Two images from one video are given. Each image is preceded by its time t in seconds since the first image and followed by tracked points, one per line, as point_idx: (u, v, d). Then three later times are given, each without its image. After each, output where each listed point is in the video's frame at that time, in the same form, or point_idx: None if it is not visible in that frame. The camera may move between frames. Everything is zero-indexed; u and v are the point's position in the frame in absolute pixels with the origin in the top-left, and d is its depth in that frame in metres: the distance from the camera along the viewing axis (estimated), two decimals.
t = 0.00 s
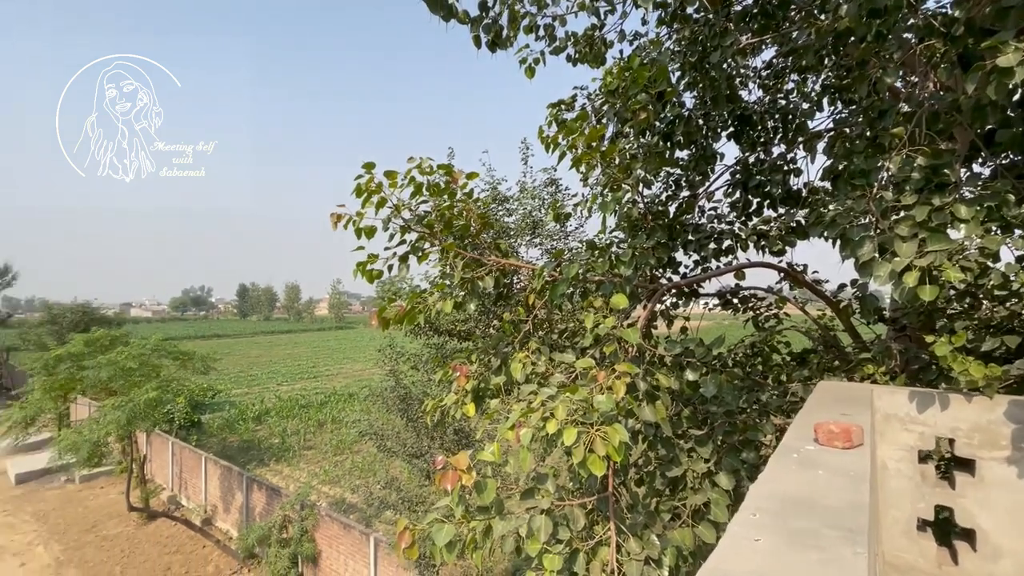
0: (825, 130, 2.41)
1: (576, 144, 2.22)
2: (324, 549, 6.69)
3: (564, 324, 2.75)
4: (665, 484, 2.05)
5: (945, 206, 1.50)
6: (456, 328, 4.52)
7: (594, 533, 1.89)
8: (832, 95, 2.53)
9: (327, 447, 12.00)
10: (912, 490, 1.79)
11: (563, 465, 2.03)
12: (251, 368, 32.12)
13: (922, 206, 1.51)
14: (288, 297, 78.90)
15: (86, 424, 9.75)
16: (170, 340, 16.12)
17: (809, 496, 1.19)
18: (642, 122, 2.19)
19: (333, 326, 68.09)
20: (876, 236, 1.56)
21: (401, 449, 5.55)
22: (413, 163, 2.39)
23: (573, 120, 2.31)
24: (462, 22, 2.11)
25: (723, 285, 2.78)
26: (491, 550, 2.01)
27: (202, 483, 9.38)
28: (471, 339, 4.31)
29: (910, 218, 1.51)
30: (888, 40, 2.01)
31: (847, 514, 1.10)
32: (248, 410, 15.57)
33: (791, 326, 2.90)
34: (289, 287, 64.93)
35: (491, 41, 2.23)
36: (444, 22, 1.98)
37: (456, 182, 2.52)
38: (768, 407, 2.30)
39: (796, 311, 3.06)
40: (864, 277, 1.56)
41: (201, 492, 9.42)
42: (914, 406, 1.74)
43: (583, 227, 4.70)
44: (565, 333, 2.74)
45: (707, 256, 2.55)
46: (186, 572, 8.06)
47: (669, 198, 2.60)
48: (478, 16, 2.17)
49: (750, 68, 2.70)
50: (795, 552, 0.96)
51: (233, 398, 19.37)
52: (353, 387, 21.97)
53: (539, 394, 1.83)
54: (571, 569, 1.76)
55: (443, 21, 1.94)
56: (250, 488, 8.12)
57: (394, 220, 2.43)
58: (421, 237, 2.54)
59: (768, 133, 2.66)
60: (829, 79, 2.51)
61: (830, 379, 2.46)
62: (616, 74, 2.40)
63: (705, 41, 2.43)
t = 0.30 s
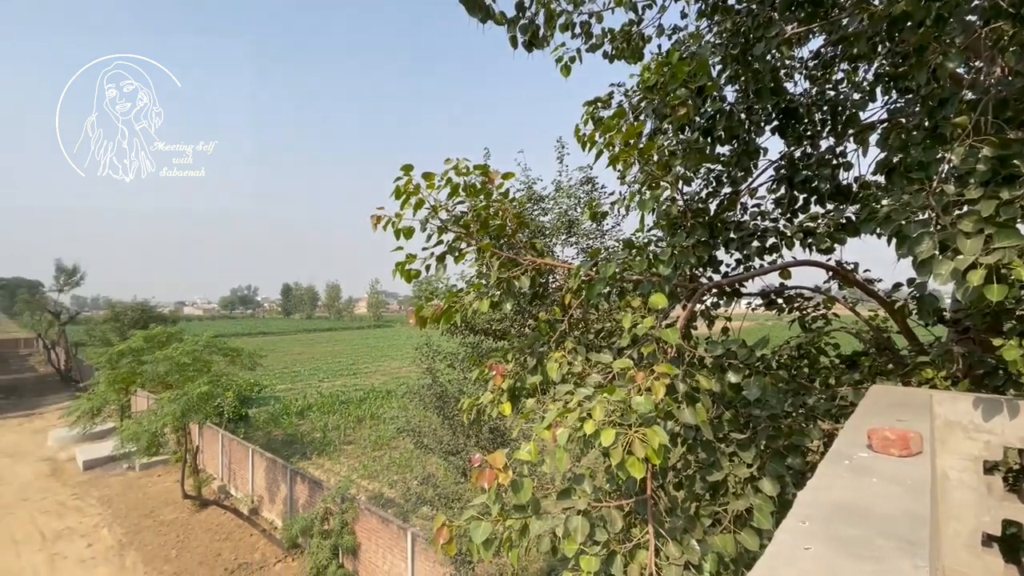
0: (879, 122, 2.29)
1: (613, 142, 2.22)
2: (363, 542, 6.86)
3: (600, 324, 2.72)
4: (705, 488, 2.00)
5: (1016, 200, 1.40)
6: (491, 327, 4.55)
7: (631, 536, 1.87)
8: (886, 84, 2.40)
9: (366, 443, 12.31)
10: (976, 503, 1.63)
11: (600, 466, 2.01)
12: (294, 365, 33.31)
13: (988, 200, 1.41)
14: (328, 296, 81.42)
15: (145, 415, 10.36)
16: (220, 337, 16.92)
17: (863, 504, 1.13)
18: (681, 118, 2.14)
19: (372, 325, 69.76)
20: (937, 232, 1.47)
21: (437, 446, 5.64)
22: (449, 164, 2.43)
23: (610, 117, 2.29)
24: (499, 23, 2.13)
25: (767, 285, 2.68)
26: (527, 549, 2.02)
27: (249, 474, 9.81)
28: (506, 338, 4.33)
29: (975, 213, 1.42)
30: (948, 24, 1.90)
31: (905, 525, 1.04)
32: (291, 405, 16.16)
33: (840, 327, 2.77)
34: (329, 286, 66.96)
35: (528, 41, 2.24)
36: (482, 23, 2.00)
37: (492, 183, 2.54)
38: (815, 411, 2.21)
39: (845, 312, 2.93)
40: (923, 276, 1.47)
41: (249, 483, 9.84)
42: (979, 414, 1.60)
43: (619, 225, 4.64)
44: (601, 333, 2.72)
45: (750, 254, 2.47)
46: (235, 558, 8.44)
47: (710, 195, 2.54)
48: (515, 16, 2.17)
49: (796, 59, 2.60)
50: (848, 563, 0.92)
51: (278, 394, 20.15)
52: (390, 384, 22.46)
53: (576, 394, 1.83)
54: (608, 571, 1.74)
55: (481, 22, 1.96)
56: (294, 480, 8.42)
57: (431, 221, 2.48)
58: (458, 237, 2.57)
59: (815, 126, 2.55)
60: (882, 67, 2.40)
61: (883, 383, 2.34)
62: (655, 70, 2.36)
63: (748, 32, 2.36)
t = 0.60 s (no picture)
0: (929, 113, 2.18)
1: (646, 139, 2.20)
2: (394, 538, 6.98)
3: (632, 324, 2.70)
4: (741, 493, 1.95)
5: None
6: (521, 326, 4.56)
7: (665, 540, 1.84)
8: (937, 73, 2.28)
9: (398, 440, 12.52)
10: None
11: (632, 468, 1.99)
12: (329, 362, 34.18)
13: None
14: (361, 295, 83.28)
15: (190, 409, 10.83)
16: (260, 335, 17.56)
17: (915, 514, 1.08)
18: (717, 114, 2.09)
19: (403, 324, 70.88)
20: (995, 229, 1.39)
21: (468, 444, 5.69)
22: (480, 165, 2.45)
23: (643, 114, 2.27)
24: (530, 23, 2.13)
25: (807, 284, 2.59)
26: (558, 549, 2.02)
27: (286, 468, 10.12)
28: (536, 337, 4.34)
29: None
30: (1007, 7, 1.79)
31: (961, 536, 0.99)
32: (326, 401, 16.63)
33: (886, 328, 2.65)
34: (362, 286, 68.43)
35: (559, 40, 2.23)
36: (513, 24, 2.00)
37: (523, 182, 2.55)
38: (858, 416, 2.13)
39: (892, 312, 2.79)
40: (980, 275, 1.39)
41: (286, 477, 10.16)
42: None
43: (652, 224, 4.57)
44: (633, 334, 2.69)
45: (789, 253, 2.40)
46: (273, 549, 8.73)
47: (746, 192, 2.47)
48: (546, 15, 2.17)
49: (838, 49, 2.50)
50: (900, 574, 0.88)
51: (314, 390, 20.73)
52: (421, 382, 22.83)
53: (608, 395, 1.81)
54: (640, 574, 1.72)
55: (512, 23, 1.97)
56: (329, 474, 8.65)
57: (463, 221, 2.50)
58: (488, 237, 2.58)
59: (860, 118, 2.44)
60: (933, 55, 2.28)
61: (934, 387, 2.23)
62: (689, 65, 2.31)
63: (787, 23, 2.28)
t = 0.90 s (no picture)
0: (986, 102, 2.05)
1: (679, 137, 2.14)
2: (426, 534, 7.07)
3: (665, 324, 2.66)
4: (779, 499, 1.89)
5: None
6: (551, 326, 4.55)
7: (698, 544, 1.80)
8: (993, 59, 2.15)
9: (428, 437, 12.69)
10: None
11: (665, 470, 1.95)
12: (362, 360, 34.95)
13: None
14: (392, 294, 84.76)
15: (231, 404, 11.26)
16: (296, 333, 18.12)
17: (969, 525, 1.03)
18: (754, 108, 2.03)
19: (433, 323, 71.79)
20: None
21: (497, 442, 5.72)
22: (511, 165, 2.46)
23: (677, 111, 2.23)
24: (562, 22, 2.12)
25: (850, 283, 2.48)
26: (589, 550, 2.00)
27: (321, 463, 10.40)
28: (566, 337, 4.33)
29: None
30: None
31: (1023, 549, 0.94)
32: (359, 398, 17.02)
33: (936, 330, 2.52)
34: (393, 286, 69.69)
35: (591, 38, 2.21)
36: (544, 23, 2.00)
37: (553, 182, 2.55)
38: (906, 422, 2.03)
39: (942, 312, 2.66)
40: None
41: (321, 471, 10.44)
42: None
43: (685, 222, 4.49)
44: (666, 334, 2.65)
45: (831, 251, 2.31)
46: (309, 541, 8.99)
47: (785, 188, 2.39)
48: (578, 13, 2.16)
49: (884, 37, 2.39)
50: None
51: (347, 387, 21.23)
52: (451, 380, 23.10)
53: (640, 395, 1.79)
54: None
55: (544, 22, 1.97)
56: (362, 470, 8.84)
57: (493, 220, 2.52)
58: (519, 237, 2.59)
59: (907, 110, 2.33)
60: (989, 41, 2.15)
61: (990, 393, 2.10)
62: (724, 59, 2.26)
63: (829, 12, 2.19)
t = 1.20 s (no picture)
0: None
1: (720, 131, 2.09)
2: (460, 530, 7.15)
3: (704, 324, 2.60)
4: (825, 507, 1.81)
5: None
6: (586, 326, 4.52)
7: (740, 551, 1.75)
8: None
9: (463, 436, 12.82)
10: None
11: (704, 474, 1.91)
12: (398, 358, 35.64)
13: None
14: (427, 293, 86.09)
15: (276, 399, 11.70)
16: (336, 331, 18.66)
17: None
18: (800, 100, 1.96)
19: (467, 321, 72.46)
20: None
21: (532, 442, 5.72)
22: (546, 164, 2.46)
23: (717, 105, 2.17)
24: (599, 19, 2.10)
25: (904, 282, 2.36)
26: (626, 552, 1.98)
27: (360, 458, 10.68)
28: (601, 336, 4.29)
29: None
30: None
31: None
32: (396, 395, 17.37)
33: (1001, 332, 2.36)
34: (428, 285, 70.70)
35: (629, 34, 2.19)
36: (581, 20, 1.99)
37: (589, 181, 2.53)
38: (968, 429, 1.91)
39: (1007, 313, 2.48)
40: None
41: (360, 466, 10.71)
42: None
43: (724, 219, 4.37)
44: (705, 335, 2.59)
45: (882, 248, 2.19)
46: (348, 533, 9.24)
47: (832, 183, 2.29)
48: (615, 10, 2.13)
49: (943, 21, 2.26)
50: None
51: (384, 384, 21.70)
52: (484, 379, 23.29)
53: (679, 397, 1.75)
54: None
55: (580, 20, 1.95)
56: (398, 465, 9.02)
57: (528, 220, 2.53)
58: (554, 236, 2.59)
59: (968, 98, 2.19)
60: None
61: None
62: (767, 51, 2.18)
63: None
